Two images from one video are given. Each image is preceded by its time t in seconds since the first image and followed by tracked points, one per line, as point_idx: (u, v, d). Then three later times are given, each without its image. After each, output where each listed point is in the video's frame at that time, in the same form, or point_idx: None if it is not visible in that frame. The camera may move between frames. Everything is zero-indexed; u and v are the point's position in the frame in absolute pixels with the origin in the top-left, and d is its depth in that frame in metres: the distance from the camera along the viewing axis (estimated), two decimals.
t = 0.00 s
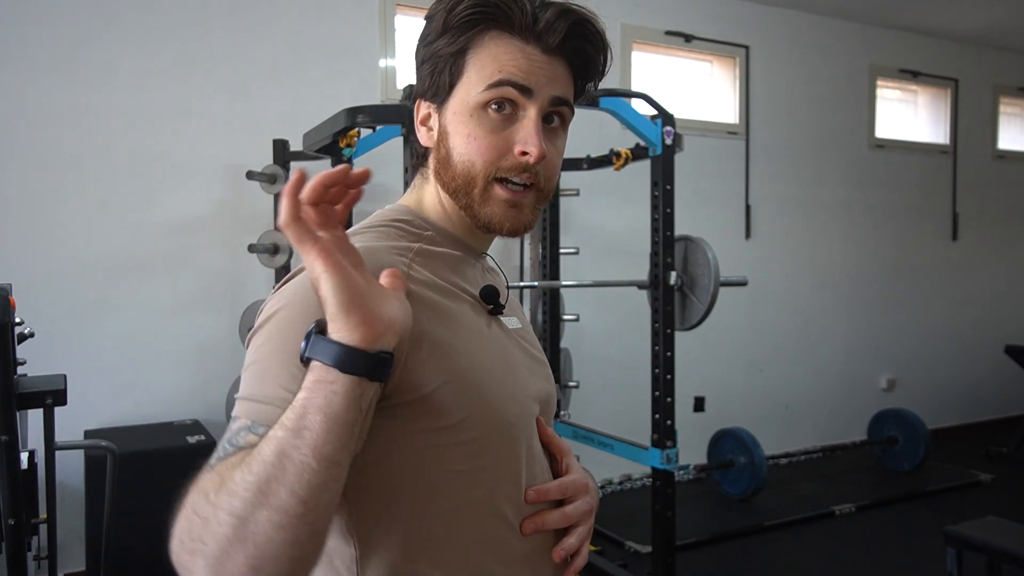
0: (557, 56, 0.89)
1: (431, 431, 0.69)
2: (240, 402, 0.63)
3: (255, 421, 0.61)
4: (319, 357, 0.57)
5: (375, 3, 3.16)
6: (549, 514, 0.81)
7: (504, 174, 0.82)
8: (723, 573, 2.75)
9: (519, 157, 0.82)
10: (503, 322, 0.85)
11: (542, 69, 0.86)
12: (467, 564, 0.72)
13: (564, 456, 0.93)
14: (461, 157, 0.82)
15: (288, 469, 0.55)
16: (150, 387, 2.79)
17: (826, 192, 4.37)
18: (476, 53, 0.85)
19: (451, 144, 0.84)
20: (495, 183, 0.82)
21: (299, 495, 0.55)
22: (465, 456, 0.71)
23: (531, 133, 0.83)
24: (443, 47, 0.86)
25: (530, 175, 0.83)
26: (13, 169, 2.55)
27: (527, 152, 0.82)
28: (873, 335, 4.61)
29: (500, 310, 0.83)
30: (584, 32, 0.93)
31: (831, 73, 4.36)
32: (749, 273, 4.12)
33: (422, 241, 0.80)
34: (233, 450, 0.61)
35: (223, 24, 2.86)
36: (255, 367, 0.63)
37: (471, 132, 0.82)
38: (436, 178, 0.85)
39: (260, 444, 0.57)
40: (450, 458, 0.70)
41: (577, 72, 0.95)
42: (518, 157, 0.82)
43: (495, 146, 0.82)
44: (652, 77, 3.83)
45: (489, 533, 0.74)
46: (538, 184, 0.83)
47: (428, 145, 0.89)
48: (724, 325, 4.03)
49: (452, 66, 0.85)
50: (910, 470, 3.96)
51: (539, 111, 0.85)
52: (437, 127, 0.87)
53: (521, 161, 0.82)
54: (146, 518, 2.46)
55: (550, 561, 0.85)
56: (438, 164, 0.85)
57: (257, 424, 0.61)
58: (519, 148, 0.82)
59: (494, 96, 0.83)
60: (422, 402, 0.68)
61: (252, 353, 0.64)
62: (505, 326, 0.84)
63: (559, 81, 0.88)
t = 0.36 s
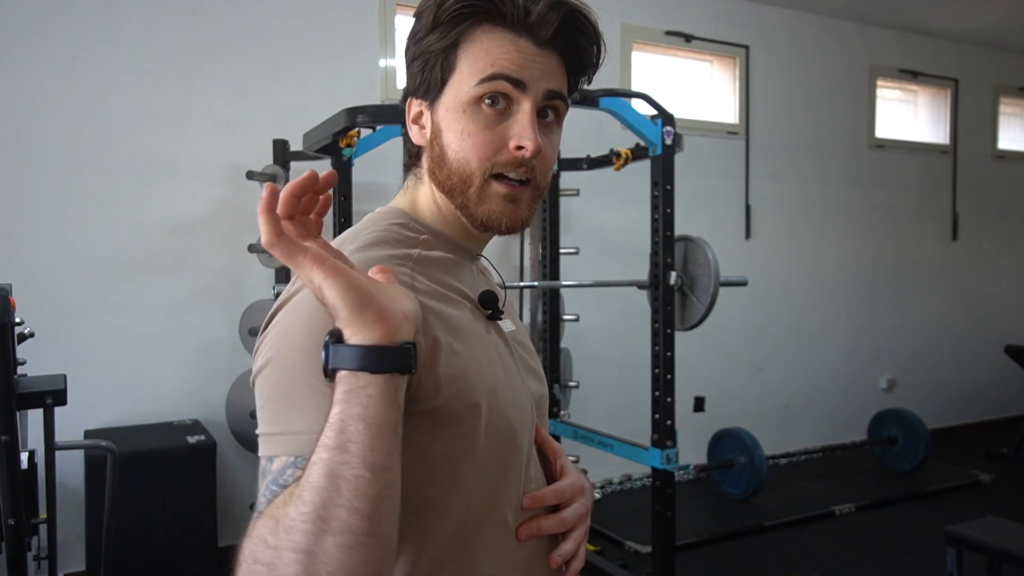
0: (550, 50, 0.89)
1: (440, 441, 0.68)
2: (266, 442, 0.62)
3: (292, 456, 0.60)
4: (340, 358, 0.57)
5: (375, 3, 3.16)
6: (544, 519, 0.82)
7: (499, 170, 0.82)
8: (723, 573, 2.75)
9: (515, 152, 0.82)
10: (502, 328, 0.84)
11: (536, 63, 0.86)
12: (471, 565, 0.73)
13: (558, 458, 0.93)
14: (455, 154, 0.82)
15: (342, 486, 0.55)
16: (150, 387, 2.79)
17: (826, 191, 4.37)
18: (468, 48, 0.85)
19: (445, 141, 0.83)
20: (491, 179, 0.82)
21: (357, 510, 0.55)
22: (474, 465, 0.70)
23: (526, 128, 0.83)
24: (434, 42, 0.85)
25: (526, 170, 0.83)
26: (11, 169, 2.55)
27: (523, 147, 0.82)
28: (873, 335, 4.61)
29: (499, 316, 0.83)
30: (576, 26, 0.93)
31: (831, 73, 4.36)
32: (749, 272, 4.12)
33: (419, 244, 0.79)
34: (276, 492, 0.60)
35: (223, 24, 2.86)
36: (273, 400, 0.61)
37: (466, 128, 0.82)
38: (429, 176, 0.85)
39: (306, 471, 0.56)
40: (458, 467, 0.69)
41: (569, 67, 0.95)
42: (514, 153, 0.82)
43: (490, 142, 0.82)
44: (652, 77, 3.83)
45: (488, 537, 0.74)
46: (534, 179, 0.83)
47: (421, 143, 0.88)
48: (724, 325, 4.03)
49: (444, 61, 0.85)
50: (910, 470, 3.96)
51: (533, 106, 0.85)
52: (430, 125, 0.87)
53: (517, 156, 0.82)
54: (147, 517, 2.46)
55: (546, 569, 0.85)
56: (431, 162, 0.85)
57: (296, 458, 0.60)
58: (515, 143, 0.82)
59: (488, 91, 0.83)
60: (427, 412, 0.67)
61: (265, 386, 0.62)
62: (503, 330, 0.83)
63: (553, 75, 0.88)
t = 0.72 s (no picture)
0: (547, 50, 0.88)
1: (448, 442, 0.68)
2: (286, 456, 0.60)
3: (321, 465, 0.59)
4: (360, 353, 0.57)
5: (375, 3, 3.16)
6: (534, 524, 0.82)
7: (493, 170, 0.82)
8: (723, 573, 2.75)
9: (509, 152, 0.82)
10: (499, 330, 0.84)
11: (533, 63, 0.86)
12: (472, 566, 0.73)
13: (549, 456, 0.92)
14: (448, 153, 0.82)
15: (386, 487, 0.55)
16: (150, 387, 2.79)
17: (826, 192, 4.37)
18: (466, 45, 0.85)
19: (439, 138, 0.83)
20: (483, 179, 0.82)
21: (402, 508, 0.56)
22: (477, 465, 0.70)
23: (521, 127, 0.83)
24: (432, 37, 0.85)
25: (519, 171, 0.83)
26: (13, 168, 2.56)
27: (517, 147, 0.82)
28: (873, 335, 4.61)
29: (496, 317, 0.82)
30: (574, 27, 0.93)
31: (831, 73, 4.37)
32: (749, 272, 4.11)
33: (411, 246, 0.78)
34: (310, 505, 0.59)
35: (224, 24, 2.86)
36: (290, 413, 0.60)
37: (460, 126, 0.82)
38: (421, 174, 0.85)
39: (345, 478, 0.56)
40: (461, 468, 0.69)
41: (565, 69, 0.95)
42: (507, 153, 0.82)
43: (484, 142, 0.82)
44: (652, 77, 3.83)
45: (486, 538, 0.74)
46: (527, 180, 0.84)
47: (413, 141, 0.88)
48: (724, 325, 4.03)
49: (440, 58, 0.85)
50: (910, 470, 3.96)
51: (529, 106, 0.85)
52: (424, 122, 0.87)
53: (511, 156, 0.82)
54: (146, 517, 2.46)
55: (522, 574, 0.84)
56: (423, 160, 0.85)
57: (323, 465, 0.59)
58: (509, 142, 0.82)
59: (484, 89, 0.83)
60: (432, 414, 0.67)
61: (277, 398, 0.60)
62: (499, 332, 0.83)
63: (550, 74, 0.88)
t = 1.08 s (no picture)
0: (544, 50, 0.88)
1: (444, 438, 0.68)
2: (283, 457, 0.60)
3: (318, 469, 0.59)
4: (365, 352, 0.57)
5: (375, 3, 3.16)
6: (539, 524, 0.82)
7: (488, 169, 0.82)
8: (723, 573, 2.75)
9: (504, 152, 0.82)
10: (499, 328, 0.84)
11: (530, 63, 0.86)
12: (471, 564, 0.73)
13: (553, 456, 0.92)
14: (443, 152, 0.82)
15: (387, 495, 0.55)
16: (150, 387, 2.79)
17: (826, 192, 4.37)
18: (462, 44, 0.84)
19: (434, 137, 0.83)
20: (477, 178, 0.82)
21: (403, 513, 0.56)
22: (474, 464, 0.70)
23: (517, 127, 0.83)
24: (428, 35, 0.85)
25: (514, 171, 0.82)
26: (11, 169, 2.55)
27: (512, 147, 0.81)
28: (873, 335, 4.61)
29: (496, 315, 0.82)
30: (570, 28, 0.93)
31: (831, 73, 4.37)
32: (749, 272, 4.11)
33: (407, 245, 0.78)
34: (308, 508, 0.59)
35: (224, 24, 2.86)
36: (287, 414, 0.59)
37: (455, 126, 0.82)
38: (416, 173, 0.84)
39: (345, 483, 0.56)
40: (459, 468, 0.69)
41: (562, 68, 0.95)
42: (502, 153, 0.82)
43: (479, 141, 0.81)
44: (652, 77, 3.83)
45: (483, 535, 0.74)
46: (522, 180, 0.83)
47: (408, 140, 0.88)
48: (724, 325, 4.03)
49: (435, 56, 0.85)
50: (910, 470, 3.96)
51: (526, 106, 0.85)
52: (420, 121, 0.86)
53: (507, 156, 0.82)
54: (146, 517, 2.46)
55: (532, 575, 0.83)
56: (419, 159, 0.85)
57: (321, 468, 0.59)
58: (504, 143, 0.82)
59: (479, 88, 0.83)
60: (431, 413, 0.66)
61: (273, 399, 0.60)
62: (500, 331, 0.83)
63: (546, 74, 0.88)
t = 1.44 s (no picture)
0: (549, 48, 0.77)
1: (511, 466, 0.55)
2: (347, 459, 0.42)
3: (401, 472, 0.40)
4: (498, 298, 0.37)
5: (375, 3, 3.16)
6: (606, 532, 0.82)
7: (490, 170, 0.72)
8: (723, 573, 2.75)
9: (510, 151, 0.71)
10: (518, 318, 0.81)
11: (536, 59, 0.74)
12: None
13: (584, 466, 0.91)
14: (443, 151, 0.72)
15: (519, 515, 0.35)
16: (150, 387, 2.79)
17: (826, 192, 4.37)
18: (462, 40, 0.74)
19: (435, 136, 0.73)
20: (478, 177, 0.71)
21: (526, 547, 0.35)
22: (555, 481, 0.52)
23: (522, 126, 0.72)
24: (427, 35, 0.76)
25: (517, 173, 0.72)
26: (11, 169, 2.55)
27: (518, 147, 0.71)
28: (873, 335, 4.61)
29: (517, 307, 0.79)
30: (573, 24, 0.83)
31: (832, 73, 4.37)
32: (749, 273, 4.11)
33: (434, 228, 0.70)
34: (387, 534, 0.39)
35: (224, 24, 2.86)
36: (359, 401, 0.42)
37: (456, 124, 0.72)
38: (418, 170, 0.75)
39: (447, 484, 0.36)
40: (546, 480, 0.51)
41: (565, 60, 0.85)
42: (507, 153, 0.71)
43: (481, 139, 0.71)
44: (652, 77, 3.83)
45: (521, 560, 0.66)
46: (527, 182, 0.73)
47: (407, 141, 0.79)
48: (724, 325, 4.03)
49: (435, 55, 0.75)
50: (911, 470, 3.96)
51: (534, 105, 0.74)
52: (421, 119, 0.77)
53: (510, 157, 0.71)
54: (146, 518, 2.46)
55: None
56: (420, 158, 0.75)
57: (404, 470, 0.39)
58: (508, 142, 0.71)
59: (481, 87, 0.71)
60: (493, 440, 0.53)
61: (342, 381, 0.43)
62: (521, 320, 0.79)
63: (548, 72, 0.76)
